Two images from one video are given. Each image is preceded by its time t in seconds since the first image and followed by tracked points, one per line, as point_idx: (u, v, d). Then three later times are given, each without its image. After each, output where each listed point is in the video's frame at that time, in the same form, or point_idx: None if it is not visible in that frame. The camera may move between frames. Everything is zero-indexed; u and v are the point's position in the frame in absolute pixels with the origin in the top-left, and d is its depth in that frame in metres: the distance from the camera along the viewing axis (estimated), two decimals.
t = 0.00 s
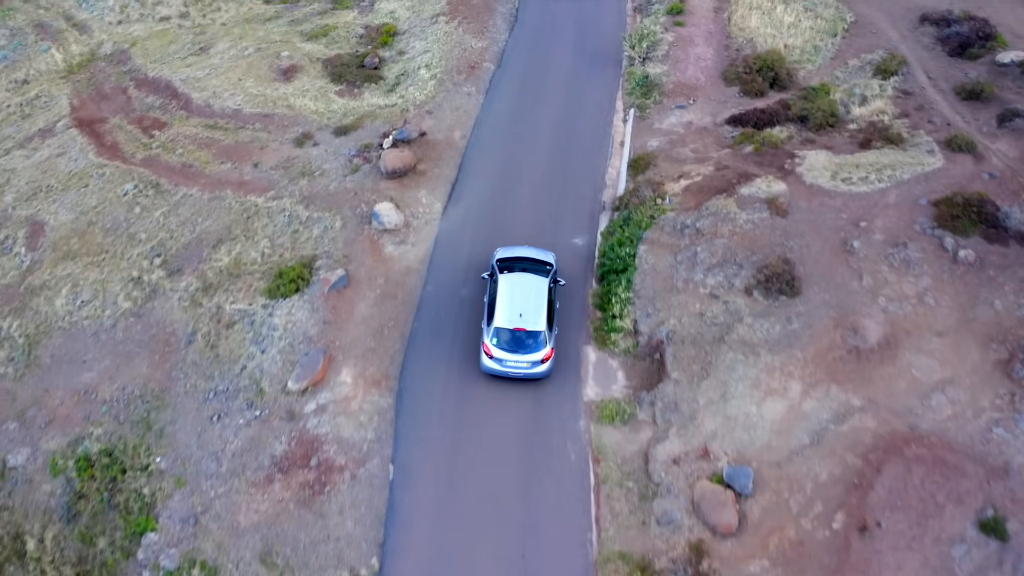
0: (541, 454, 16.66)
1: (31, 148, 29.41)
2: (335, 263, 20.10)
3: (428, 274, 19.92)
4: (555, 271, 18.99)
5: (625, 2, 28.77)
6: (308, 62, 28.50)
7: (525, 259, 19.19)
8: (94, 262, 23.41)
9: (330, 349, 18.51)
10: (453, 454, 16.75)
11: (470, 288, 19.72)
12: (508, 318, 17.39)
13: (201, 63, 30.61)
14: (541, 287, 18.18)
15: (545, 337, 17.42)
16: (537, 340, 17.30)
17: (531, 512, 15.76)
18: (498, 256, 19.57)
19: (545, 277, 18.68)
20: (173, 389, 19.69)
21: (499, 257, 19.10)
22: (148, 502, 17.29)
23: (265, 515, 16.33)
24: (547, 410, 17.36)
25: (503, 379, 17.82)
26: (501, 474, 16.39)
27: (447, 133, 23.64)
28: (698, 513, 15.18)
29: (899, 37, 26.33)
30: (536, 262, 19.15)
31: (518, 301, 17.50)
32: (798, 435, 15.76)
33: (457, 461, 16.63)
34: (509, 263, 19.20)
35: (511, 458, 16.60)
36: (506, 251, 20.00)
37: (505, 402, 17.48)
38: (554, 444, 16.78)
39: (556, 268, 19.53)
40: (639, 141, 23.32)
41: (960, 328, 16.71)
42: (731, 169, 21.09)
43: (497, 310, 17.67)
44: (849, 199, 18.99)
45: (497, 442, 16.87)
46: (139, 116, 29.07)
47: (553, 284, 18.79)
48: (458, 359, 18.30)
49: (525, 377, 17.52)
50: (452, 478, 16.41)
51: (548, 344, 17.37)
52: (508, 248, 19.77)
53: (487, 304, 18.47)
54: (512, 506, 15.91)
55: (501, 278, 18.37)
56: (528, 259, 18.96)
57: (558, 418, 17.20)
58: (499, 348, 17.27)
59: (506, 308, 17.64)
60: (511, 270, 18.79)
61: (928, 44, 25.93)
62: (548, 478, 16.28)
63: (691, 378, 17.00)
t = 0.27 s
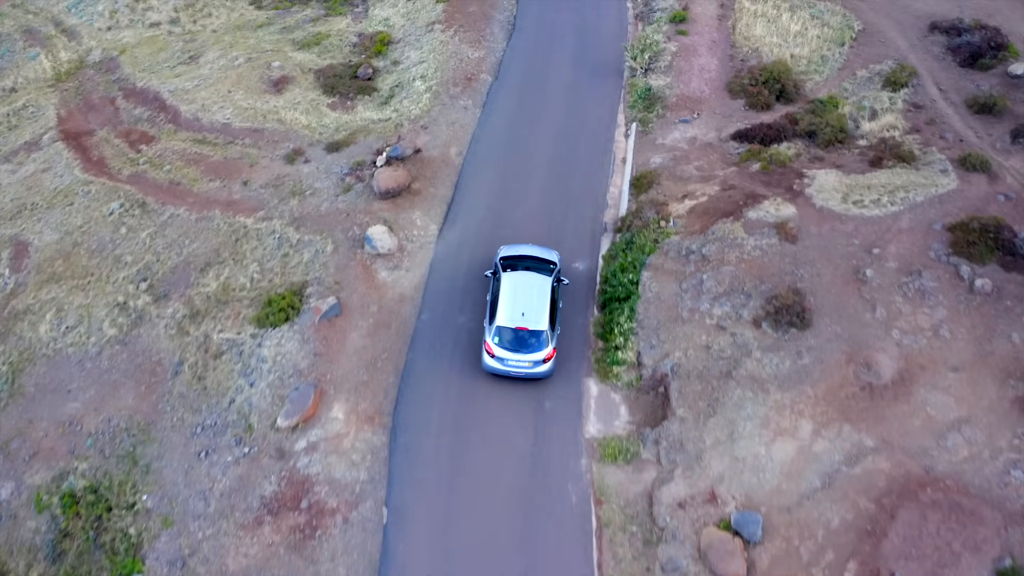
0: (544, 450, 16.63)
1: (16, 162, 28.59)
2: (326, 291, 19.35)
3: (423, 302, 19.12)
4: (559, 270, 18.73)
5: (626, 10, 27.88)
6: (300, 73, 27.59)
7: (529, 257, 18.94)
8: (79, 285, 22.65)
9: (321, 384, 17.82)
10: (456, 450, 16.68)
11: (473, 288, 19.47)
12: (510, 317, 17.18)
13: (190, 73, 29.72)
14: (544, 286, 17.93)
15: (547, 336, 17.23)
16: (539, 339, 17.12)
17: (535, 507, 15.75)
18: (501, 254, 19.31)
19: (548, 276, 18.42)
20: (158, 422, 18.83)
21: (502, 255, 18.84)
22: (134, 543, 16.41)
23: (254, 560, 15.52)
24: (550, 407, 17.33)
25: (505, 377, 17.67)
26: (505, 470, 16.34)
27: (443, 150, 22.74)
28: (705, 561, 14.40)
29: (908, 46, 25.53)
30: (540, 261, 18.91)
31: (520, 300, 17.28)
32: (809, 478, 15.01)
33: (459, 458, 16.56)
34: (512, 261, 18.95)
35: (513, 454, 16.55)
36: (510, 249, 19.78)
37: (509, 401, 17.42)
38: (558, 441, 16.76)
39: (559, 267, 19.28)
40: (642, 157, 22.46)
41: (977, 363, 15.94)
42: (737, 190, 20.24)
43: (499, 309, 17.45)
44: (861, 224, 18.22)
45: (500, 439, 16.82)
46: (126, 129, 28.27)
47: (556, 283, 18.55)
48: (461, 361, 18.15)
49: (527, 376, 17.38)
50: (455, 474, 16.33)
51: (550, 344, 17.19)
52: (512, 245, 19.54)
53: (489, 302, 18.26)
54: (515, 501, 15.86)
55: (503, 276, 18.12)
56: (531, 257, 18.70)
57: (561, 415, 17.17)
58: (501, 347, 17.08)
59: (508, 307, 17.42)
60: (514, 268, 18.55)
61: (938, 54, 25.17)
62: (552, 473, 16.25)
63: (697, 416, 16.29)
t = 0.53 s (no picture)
0: (545, 452, 16.48)
1: None
2: (315, 327, 18.56)
3: (415, 339, 18.28)
4: (561, 269, 18.53)
5: (625, 21, 26.91)
6: (288, 88, 26.59)
7: (531, 256, 18.72)
8: (60, 316, 21.80)
9: (308, 428, 17.06)
10: (455, 453, 16.51)
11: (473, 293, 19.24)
12: (511, 316, 16.99)
13: (176, 88, 28.75)
14: (546, 285, 17.72)
15: (549, 336, 17.04)
16: (541, 339, 16.94)
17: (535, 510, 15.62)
18: (504, 252, 19.10)
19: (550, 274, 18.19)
20: (142, 465, 17.87)
21: (505, 253, 18.63)
22: None
23: None
24: (550, 408, 17.12)
25: (506, 377, 17.52)
26: (505, 473, 16.18)
27: (436, 173, 21.79)
28: None
29: (917, 59, 24.69)
30: (543, 259, 18.69)
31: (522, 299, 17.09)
32: (819, 532, 14.24)
33: (458, 461, 16.38)
34: (515, 259, 18.74)
35: (513, 457, 16.39)
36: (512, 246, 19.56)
37: (509, 403, 17.20)
38: (558, 443, 16.60)
39: (562, 265, 19.07)
40: (643, 179, 21.55)
41: (994, 407, 15.15)
42: (742, 217, 19.35)
43: (500, 308, 17.26)
44: (873, 256, 17.43)
45: (500, 441, 16.63)
46: (111, 147, 27.41)
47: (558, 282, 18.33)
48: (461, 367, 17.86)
49: (528, 376, 17.22)
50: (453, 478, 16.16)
51: (552, 343, 17.00)
52: (515, 243, 19.32)
53: (491, 301, 18.07)
54: (513, 504, 15.73)
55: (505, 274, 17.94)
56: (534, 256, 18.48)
57: (562, 417, 16.98)
58: (502, 347, 16.89)
59: (509, 306, 17.22)
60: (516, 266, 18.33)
61: (947, 67, 24.37)
62: (552, 476, 16.12)
63: (702, 464, 15.52)
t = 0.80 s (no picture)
0: (544, 450, 16.48)
1: None
2: (304, 363, 17.95)
3: (407, 376, 17.65)
4: (562, 269, 18.50)
5: (622, 33, 26.18)
6: (276, 104, 25.80)
7: (533, 256, 18.69)
8: (42, 347, 20.94)
9: (297, 471, 16.42)
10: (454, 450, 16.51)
11: (475, 293, 19.14)
12: (512, 316, 16.95)
13: (163, 104, 27.97)
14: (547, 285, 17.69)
15: (549, 335, 16.99)
16: (542, 339, 16.88)
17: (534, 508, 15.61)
18: (506, 252, 19.07)
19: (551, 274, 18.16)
20: (128, 506, 16.97)
21: (506, 254, 18.59)
22: None
23: None
24: (551, 407, 17.12)
25: (506, 376, 17.47)
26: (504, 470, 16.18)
27: (428, 197, 21.09)
28: None
29: (922, 72, 24.05)
30: (544, 259, 18.66)
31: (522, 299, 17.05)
32: None
33: (458, 458, 16.38)
34: (516, 259, 18.71)
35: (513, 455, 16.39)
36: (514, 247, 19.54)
37: (510, 401, 17.19)
38: (558, 442, 16.59)
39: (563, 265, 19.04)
40: (642, 201, 20.84)
41: (1008, 448, 14.46)
42: (745, 242, 18.69)
43: (501, 308, 17.22)
44: (881, 287, 16.81)
45: (500, 439, 16.62)
46: (95, 166, 26.66)
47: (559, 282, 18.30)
48: (461, 368, 17.78)
49: (528, 376, 17.16)
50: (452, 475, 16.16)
51: (552, 343, 16.95)
52: (516, 243, 19.28)
53: (492, 301, 18.03)
54: (512, 496, 15.80)
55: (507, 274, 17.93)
56: (536, 256, 18.45)
57: (562, 416, 16.96)
58: (503, 346, 16.84)
59: (510, 306, 17.17)
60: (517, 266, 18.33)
61: (953, 79, 23.75)
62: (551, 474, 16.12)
63: (706, 509, 14.90)
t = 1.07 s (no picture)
0: (543, 451, 16.46)
1: None
2: (291, 409, 17.29)
3: (398, 423, 16.98)
4: (562, 268, 18.55)
5: (617, 48, 25.41)
6: (261, 126, 24.90)
7: (533, 255, 18.72)
8: (21, 386, 20.19)
9: (285, 525, 15.71)
10: (452, 455, 16.48)
11: (476, 293, 19.14)
12: (512, 315, 17.01)
13: (145, 125, 27.09)
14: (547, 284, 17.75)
15: (549, 334, 17.04)
16: (542, 337, 16.94)
17: (532, 512, 15.57)
18: (506, 251, 19.11)
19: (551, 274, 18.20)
20: (111, 558, 16.43)
21: (507, 253, 18.62)
22: None
23: None
24: (552, 408, 17.10)
25: (507, 375, 17.53)
26: (502, 474, 16.14)
27: (418, 227, 20.31)
28: None
29: (926, 87, 23.36)
30: (544, 258, 18.69)
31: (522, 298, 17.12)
32: None
33: (456, 462, 16.35)
34: (517, 258, 18.74)
35: (512, 459, 16.35)
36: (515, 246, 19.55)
37: (510, 403, 17.18)
38: (557, 443, 16.56)
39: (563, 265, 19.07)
40: (639, 229, 20.08)
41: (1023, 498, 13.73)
42: (747, 275, 17.97)
43: (501, 307, 17.27)
44: (889, 325, 16.17)
45: (498, 443, 16.60)
46: (76, 192, 25.82)
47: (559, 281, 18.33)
48: (461, 368, 17.78)
49: (529, 375, 17.21)
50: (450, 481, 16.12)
51: (552, 342, 17.01)
52: (516, 242, 19.33)
53: (492, 300, 18.08)
54: (514, 471, 16.20)
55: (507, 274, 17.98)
56: (536, 256, 18.48)
57: (562, 417, 16.96)
58: (503, 345, 16.90)
59: (510, 305, 17.24)
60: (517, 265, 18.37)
61: (958, 95, 23.08)
62: (550, 488, 15.89)
63: (710, 564, 14.19)
